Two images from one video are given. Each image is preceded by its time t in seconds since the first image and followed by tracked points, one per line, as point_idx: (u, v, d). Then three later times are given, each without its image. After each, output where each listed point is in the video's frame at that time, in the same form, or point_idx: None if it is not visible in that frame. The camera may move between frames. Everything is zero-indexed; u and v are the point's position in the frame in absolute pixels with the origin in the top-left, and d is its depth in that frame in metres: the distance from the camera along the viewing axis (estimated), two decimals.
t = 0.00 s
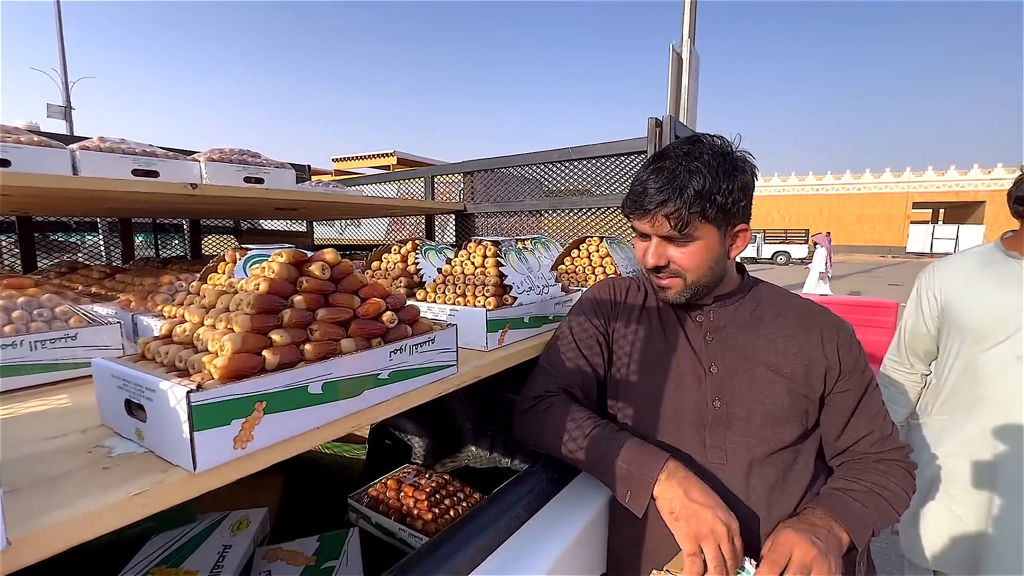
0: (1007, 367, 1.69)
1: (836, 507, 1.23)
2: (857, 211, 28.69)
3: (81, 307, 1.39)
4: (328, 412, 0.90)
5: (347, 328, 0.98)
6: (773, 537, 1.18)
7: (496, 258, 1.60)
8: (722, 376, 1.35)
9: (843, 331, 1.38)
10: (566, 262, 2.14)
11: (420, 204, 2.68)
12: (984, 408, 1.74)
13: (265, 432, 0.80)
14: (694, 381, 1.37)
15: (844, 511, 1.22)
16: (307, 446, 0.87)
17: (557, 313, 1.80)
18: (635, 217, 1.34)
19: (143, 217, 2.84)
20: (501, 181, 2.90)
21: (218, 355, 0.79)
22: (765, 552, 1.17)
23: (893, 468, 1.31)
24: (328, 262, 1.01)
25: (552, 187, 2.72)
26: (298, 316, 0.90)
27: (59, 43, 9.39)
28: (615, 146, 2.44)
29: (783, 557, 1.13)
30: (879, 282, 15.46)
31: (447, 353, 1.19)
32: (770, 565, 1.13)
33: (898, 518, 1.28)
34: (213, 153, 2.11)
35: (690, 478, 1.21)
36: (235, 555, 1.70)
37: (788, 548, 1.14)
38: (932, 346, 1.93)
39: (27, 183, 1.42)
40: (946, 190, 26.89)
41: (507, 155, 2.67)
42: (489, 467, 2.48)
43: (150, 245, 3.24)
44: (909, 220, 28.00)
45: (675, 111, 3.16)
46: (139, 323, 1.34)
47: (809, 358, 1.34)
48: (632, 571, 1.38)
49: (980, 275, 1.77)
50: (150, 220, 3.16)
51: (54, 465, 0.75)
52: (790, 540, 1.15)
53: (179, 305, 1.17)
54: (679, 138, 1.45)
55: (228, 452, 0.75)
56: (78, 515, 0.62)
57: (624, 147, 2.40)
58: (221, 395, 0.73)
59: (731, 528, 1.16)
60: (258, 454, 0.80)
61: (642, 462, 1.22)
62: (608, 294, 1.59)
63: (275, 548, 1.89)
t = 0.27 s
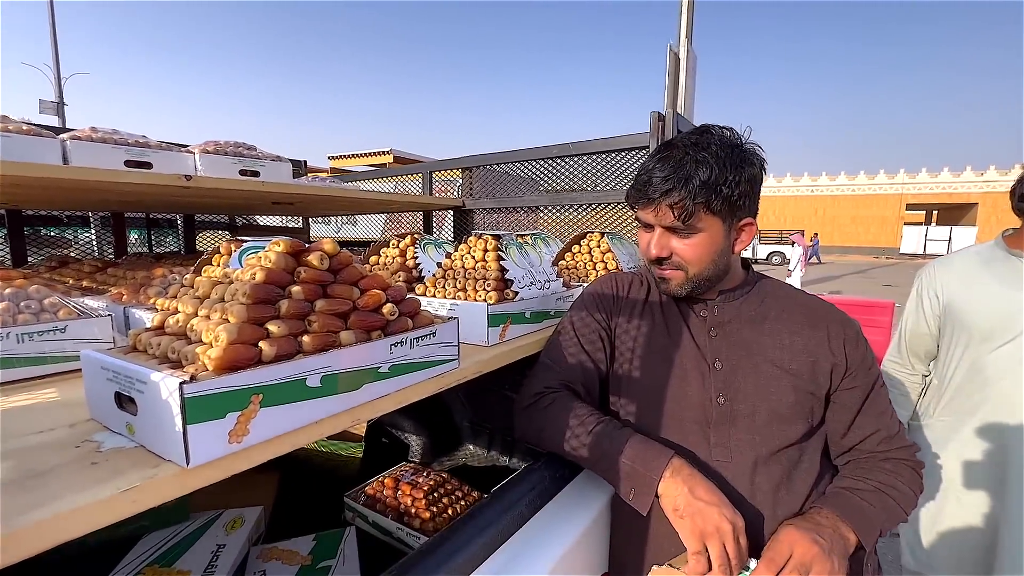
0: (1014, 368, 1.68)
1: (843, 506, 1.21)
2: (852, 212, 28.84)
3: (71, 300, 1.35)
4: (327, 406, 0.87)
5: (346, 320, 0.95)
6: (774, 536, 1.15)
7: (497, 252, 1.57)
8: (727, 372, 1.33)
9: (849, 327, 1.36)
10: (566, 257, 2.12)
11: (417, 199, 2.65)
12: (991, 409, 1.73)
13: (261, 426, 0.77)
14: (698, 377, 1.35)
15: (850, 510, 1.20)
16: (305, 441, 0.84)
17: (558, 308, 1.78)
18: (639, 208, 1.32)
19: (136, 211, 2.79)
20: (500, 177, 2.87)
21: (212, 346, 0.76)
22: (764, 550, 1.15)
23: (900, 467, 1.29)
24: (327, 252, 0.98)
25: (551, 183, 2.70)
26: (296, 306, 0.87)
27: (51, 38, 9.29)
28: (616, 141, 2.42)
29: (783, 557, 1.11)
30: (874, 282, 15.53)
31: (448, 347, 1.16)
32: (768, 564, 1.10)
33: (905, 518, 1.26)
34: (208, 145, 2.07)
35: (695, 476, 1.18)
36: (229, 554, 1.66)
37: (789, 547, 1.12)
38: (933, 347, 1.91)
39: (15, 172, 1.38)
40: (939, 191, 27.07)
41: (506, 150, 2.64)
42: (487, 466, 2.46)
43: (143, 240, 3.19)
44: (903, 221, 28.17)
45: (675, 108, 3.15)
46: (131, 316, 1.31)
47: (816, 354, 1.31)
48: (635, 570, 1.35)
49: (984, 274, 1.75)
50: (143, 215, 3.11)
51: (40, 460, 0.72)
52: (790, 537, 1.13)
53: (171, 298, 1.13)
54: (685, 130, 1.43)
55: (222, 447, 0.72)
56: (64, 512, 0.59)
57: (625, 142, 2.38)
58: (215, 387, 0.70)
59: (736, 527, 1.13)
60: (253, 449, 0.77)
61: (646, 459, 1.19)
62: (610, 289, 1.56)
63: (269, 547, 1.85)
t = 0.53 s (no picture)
0: (1013, 368, 1.68)
1: (848, 505, 1.21)
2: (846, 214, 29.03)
3: (71, 296, 1.34)
4: (336, 403, 0.86)
5: (354, 317, 0.94)
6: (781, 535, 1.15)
7: (501, 251, 1.57)
8: (732, 371, 1.33)
9: (854, 326, 1.36)
10: (568, 256, 2.12)
11: (418, 197, 2.64)
12: (992, 409, 1.74)
13: (272, 423, 0.76)
14: (704, 376, 1.34)
15: (855, 508, 1.20)
16: (314, 439, 0.83)
17: (562, 307, 1.78)
18: (647, 206, 1.32)
19: (133, 208, 2.76)
20: (500, 176, 2.87)
21: (222, 342, 0.76)
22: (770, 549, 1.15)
23: (904, 466, 1.29)
24: (335, 249, 0.97)
25: (552, 182, 2.69)
26: (305, 303, 0.86)
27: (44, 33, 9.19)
28: (617, 141, 2.42)
29: (790, 555, 1.11)
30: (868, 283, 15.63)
31: (455, 345, 1.16)
32: (775, 564, 1.10)
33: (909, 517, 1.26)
34: (208, 141, 2.06)
35: (702, 474, 1.18)
36: (229, 554, 1.65)
37: (795, 545, 1.12)
38: (933, 347, 1.93)
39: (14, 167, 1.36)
40: (932, 193, 27.30)
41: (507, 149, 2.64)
42: (487, 465, 2.45)
43: (139, 237, 3.16)
44: (896, 223, 28.38)
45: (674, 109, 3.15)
46: (132, 313, 1.29)
47: (820, 353, 1.32)
48: (639, 569, 1.35)
49: (983, 275, 1.76)
50: (139, 212, 3.08)
51: (46, 458, 0.71)
52: (798, 535, 1.14)
53: (175, 294, 1.12)
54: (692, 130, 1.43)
55: (233, 444, 0.71)
56: (75, 509, 0.58)
57: (627, 142, 2.37)
58: (227, 383, 0.69)
59: (742, 525, 1.14)
60: (263, 446, 0.76)
61: (653, 457, 1.19)
62: (615, 287, 1.56)
63: (269, 546, 1.84)
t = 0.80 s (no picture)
0: (997, 368, 1.71)
1: (839, 504, 1.23)
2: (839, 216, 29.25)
3: (69, 296, 1.34)
4: (337, 403, 0.87)
5: (354, 318, 0.95)
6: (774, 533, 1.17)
7: (499, 252, 1.58)
8: (726, 372, 1.35)
9: (846, 328, 1.38)
10: (564, 258, 2.13)
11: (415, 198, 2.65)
12: (978, 409, 1.76)
13: (274, 423, 0.77)
14: (698, 377, 1.36)
15: (846, 507, 1.22)
16: (315, 439, 0.84)
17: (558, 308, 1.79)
18: (644, 208, 1.33)
19: (128, 207, 2.75)
20: (497, 178, 2.88)
21: (225, 343, 0.76)
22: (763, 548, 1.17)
23: (894, 466, 1.32)
24: (335, 250, 0.98)
25: (548, 184, 2.71)
26: (306, 304, 0.87)
27: (36, 30, 9.12)
28: (613, 143, 2.43)
29: (783, 555, 1.13)
30: (860, 285, 15.76)
31: (453, 346, 1.17)
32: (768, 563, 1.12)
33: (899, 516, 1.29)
34: (205, 141, 2.05)
35: (697, 474, 1.20)
36: (225, 554, 1.65)
37: (787, 545, 1.14)
38: (922, 349, 1.96)
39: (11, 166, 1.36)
40: (924, 196, 27.55)
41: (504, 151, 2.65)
42: (483, 465, 2.46)
43: (134, 236, 3.14)
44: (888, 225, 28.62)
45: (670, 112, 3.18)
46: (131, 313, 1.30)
47: (813, 355, 1.34)
48: (634, 567, 1.37)
49: (971, 278, 1.79)
50: (134, 211, 3.07)
51: (50, 458, 0.71)
52: (791, 534, 1.15)
53: (174, 294, 1.12)
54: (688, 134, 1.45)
55: (236, 444, 0.72)
56: (80, 508, 0.59)
57: (623, 144, 2.39)
58: (230, 384, 0.70)
59: (736, 525, 1.15)
60: (265, 446, 0.77)
61: (648, 458, 1.20)
62: (611, 289, 1.58)
63: (266, 546, 1.84)
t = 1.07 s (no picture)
0: (983, 367, 1.73)
1: (832, 502, 1.25)
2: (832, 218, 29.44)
3: (64, 294, 1.33)
4: (335, 400, 0.88)
5: (352, 316, 0.96)
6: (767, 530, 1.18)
7: (495, 252, 1.58)
8: (721, 371, 1.36)
9: (838, 328, 1.40)
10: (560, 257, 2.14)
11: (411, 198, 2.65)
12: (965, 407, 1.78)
13: (272, 420, 0.77)
14: (693, 375, 1.38)
15: (838, 505, 1.24)
16: (313, 436, 0.85)
17: (554, 307, 1.80)
18: (641, 207, 1.34)
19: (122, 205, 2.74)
20: (493, 178, 2.88)
21: (223, 340, 0.77)
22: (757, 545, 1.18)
23: (885, 463, 1.33)
24: (333, 248, 0.98)
25: (544, 184, 2.71)
26: (304, 302, 0.87)
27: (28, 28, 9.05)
28: (609, 144, 2.45)
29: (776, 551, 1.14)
30: (853, 286, 15.86)
31: (450, 344, 1.17)
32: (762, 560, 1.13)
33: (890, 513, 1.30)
34: (201, 139, 2.05)
35: (691, 472, 1.21)
36: (221, 553, 1.65)
37: (780, 542, 1.15)
38: (917, 348, 1.98)
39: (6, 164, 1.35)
40: (916, 198, 27.78)
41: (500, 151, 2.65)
42: (478, 464, 2.46)
43: (128, 235, 3.13)
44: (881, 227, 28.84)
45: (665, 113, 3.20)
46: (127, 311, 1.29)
47: (806, 353, 1.36)
48: (630, 564, 1.38)
49: (962, 278, 1.82)
50: (128, 210, 3.05)
51: (48, 453, 0.72)
52: (784, 532, 1.16)
53: (170, 292, 1.12)
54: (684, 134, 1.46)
55: (234, 440, 0.72)
56: (79, 503, 0.59)
57: (618, 145, 2.41)
58: (229, 380, 0.70)
59: (729, 523, 1.16)
60: (264, 442, 0.77)
61: (643, 456, 1.22)
62: (607, 288, 1.59)
63: (261, 546, 1.84)
